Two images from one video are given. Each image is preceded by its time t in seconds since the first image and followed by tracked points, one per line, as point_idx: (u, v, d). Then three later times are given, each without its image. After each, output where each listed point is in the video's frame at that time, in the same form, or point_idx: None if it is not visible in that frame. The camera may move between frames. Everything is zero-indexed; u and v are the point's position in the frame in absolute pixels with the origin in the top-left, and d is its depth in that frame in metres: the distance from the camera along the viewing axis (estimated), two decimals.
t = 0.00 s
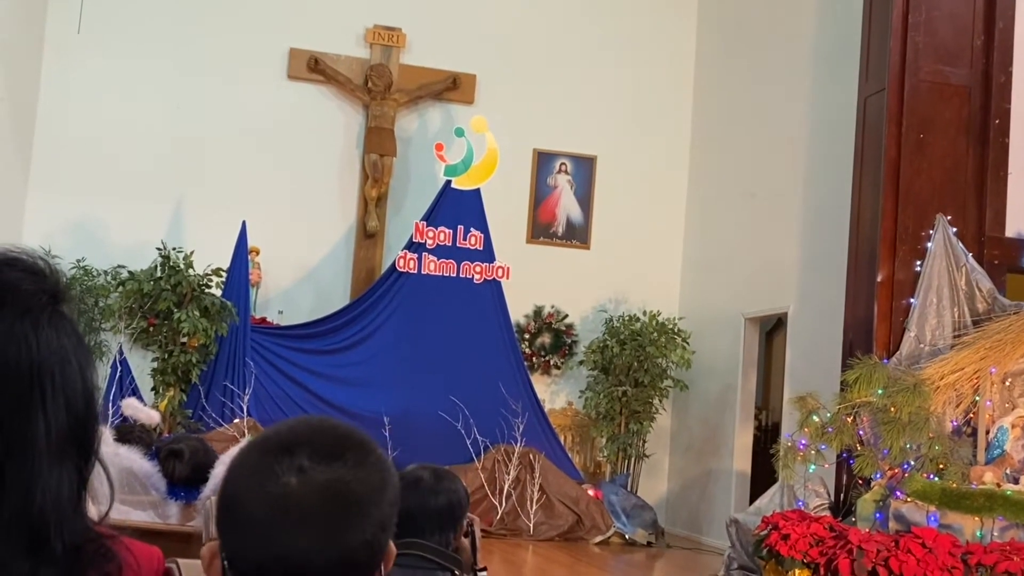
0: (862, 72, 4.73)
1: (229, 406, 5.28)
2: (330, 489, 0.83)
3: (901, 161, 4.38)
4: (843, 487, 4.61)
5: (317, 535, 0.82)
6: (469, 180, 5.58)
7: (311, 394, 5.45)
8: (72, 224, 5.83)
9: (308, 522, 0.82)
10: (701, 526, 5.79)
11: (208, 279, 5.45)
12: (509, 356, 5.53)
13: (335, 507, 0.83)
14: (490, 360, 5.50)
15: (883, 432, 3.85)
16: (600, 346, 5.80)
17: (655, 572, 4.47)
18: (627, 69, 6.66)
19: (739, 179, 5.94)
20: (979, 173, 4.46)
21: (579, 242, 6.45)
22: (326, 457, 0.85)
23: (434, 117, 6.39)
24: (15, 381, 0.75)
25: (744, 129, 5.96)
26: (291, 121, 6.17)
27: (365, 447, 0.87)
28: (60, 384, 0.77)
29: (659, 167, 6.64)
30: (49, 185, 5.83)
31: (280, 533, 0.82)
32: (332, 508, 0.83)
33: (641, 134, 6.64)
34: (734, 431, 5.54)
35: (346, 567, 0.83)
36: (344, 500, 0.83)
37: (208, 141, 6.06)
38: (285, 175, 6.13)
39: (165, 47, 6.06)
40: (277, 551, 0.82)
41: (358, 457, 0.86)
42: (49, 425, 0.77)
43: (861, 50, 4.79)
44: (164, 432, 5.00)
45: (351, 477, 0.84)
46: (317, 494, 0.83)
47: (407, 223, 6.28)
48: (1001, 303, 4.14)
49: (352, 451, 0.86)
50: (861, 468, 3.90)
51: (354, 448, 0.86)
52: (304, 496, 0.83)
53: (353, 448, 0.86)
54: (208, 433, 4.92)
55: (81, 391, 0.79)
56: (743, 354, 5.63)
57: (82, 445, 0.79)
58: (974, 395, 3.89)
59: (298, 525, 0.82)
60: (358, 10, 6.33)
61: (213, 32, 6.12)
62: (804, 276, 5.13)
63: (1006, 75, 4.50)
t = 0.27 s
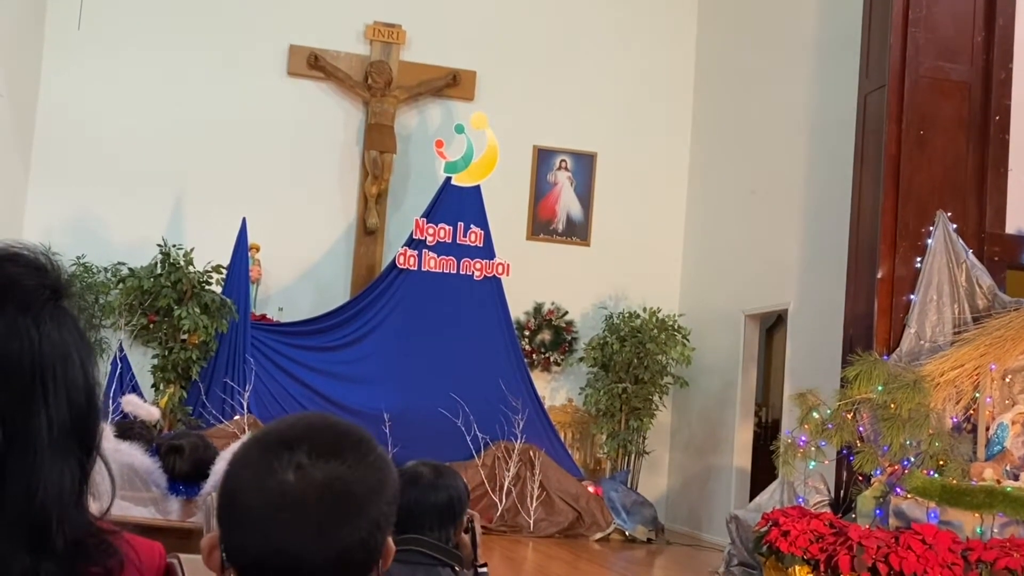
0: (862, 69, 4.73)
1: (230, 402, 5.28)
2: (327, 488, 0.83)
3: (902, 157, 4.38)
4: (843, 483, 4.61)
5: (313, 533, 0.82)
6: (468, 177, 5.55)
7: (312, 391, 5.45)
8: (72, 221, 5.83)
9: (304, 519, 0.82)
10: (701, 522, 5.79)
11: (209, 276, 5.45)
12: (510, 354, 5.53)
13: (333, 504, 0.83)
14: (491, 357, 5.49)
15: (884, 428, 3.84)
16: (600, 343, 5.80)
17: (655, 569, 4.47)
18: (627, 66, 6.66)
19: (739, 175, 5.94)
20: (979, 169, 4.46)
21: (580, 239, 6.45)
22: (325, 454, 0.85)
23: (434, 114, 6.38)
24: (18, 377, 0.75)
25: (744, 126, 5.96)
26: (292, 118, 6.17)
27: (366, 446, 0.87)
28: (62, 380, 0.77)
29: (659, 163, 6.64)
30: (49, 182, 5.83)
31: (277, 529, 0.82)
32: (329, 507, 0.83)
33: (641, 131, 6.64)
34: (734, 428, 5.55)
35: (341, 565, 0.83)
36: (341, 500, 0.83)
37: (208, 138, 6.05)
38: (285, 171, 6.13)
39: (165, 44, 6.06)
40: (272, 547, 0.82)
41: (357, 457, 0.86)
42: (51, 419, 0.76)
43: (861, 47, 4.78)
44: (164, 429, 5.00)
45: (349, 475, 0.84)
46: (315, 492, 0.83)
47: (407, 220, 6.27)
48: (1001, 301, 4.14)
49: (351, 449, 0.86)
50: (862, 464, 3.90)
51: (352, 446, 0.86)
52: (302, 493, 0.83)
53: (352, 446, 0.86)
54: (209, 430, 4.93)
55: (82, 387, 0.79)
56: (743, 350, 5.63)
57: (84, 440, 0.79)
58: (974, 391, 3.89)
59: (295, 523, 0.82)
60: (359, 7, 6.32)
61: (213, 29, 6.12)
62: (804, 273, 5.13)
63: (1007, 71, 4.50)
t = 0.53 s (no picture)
0: (862, 66, 4.73)
1: (229, 400, 5.28)
2: (322, 482, 0.83)
3: (901, 155, 4.38)
4: (843, 481, 4.61)
5: (308, 529, 0.82)
6: (468, 175, 5.57)
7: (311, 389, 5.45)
8: (71, 219, 5.83)
9: (299, 513, 0.82)
10: (700, 520, 5.80)
11: (208, 274, 5.45)
12: (510, 352, 5.54)
13: (328, 500, 0.83)
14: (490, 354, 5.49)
15: (883, 426, 3.86)
16: (600, 341, 5.80)
17: (655, 566, 4.48)
18: (627, 63, 6.66)
19: (739, 173, 5.94)
20: (978, 166, 4.46)
21: (579, 237, 6.45)
22: (319, 449, 0.84)
23: (433, 111, 6.38)
24: (19, 376, 0.75)
25: (743, 124, 5.96)
26: (291, 116, 6.17)
27: (361, 440, 0.87)
28: (63, 380, 0.77)
29: (659, 161, 6.64)
30: (48, 180, 5.83)
31: (272, 524, 0.82)
32: (324, 500, 0.83)
33: (640, 128, 6.64)
34: (733, 425, 5.55)
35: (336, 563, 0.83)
36: (337, 495, 0.83)
37: (208, 135, 6.05)
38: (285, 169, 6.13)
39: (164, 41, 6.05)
40: (267, 543, 0.82)
41: (352, 450, 0.86)
42: (52, 420, 0.76)
43: (861, 44, 4.78)
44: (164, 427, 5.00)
45: (344, 470, 0.84)
46: (309, 486, 0.83)
47: (406, 217, 6.27)
48: (1000, 298, 4.12)
49: (345, 443, 0.86)
50: (861, 461, 3.91)
51: (347, 440, 0.86)
52: (296, 488, 0.83)
53: (347, 441, 0.86)
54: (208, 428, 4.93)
55: (83, 386, 0.79)
56: (742, 348, 5.63)
57: (85, 439, 0.79)
58: (973, 389, 3.88)
59: (290, 518, 0.82)
60: (358, 5, 6.32)
61: (212, 26, 6.11)
62: (804, 270, 5.13)
63: (1006, 69, 4.50)
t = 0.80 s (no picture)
0: (859, 64, 4.72)
1: (227, 399, 5.25)
2: (312, 479, 0.83)
3: (899, 152, 4.38)
4: (840, 479, 4.61)
5: (298, 527, 0.82)
6: (466, 173, 5.58)
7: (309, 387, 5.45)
8: (68, 218, 5.82)
9: (288, 511, 0.82)
10: (698, 518, 5.80)
11: (206, 272, 5.46)
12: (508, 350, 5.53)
13: (318, 497, 0.83)
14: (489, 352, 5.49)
15: (881, 425, 3.83)
16: (598, 339, 5.80)
17: (652, 565, 4.47)
18: (625, 61, 6.65)
19: (737, 171, 5.94)
20: (976, 164, 4.46)
21: (577, 235, 6.45)
22: (308, 447, 0.84)
23: (431, 109, 6.38)
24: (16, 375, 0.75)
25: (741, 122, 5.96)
26: (289, 114, 6.16)
27: (352, 438, 0.87)
28: (60, 379, 0.77)
29: (657, 159, 6.64)
30: (45, 178, 5.83)
31: (261, 521, 0.82)
32: (314, 498, 0.83)
33: (638, 126, 6.64)
34: (731, 423, 5.55)
35: (326, 561, 0.83)
36: (327, 493, 0.83)
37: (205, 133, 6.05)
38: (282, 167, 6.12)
39: (162, 39, 6.05)
40: (257, 541, 0.82)
41: (342, 447, 0.85)
42: (49, 418, 0.76)
43: (858, 42, 4.78)
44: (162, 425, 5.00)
45: (334, 468, 0.84)
46: (299, 484, 0.83)
47: (404, 215, 6.27)
48: (998, 297, 4.13)
49: (335, 440, 0.86)
50: (858, 459, 3.87)
51: (337, 438, 0.86)
52: (286, 486, 0.83)
53: (337, 438, 0.86)
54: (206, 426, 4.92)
55: (80, 384, 0.78)
56: (740, 345, 5.63)
57: (81, 437, 0.79)
58: (970, 387, 3.90)
59: (280, 516, 0.82)
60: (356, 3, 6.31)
61: (210, 24, 6.11)
62: (802, 268, 5.13)
63: (1003, 67, 4.50)
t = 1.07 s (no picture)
0: (856, 63, 4.73)
1: (225, 397, 5.30)
2: (301, 474, 0.83)
3: (895, 150, 4.38)
4: (837, 477, 4.62)
5: (287, 523, 0.82)
6: (463, 172, 5.58)
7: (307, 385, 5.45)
8: (65, 216, 5.82)
9: (277, 506, 0.82)
10: (695, 516, 5.80)
11: (203, 270, 5.40)
12: (506, 348, 5.53)
13: (308, 492, 0.83)
14: (486, 351, 5.50)
15: (878, 422, 3.85)
16: (595, 337, 5.80)
17: (649, 563, 4.47)
18: (622, 59, 6.65)
19: (734, 169, 5.94)
20: (973, 162, 4.46)
21: (574, 233, 6.45)
22: (298, 442, 0.85)
23: (428, 108, 6.38)
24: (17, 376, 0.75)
25: (738, 120, 5.96)
26: (286, 113, 6.16)
27: (344, 436, 0.87)
28: (60, 380, 0.77)
29: (654, 157, 6.64)
30: (42, 176, 5.82)
31: (250, 514, 0.82)
32: (304, 493, 0.83)
33: (636, 124, 6.64)
34: (729, 421, 5.55)
35: (315, 557, 0.83)
36: (317, 488, 0.83)
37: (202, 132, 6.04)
38: (279, 165, 6.12)
39: (159, 38, 6.04)
40: (246, 536, 0.82)
41: (332, 443, 0.86)
42: (50, 419, 0.76)
43: (855, 41, 4.78)
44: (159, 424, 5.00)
45: (325, 463, 0.84)
46: (289, 478, 0.83)
47: (401, 214, 6.27)
48: (995, 295, 4.15)
49: (326, 436, 0.86)
50: (855, 457, 3.88)
51: (328, 435, 0.86)
52: (276, 480, 0.83)
53: (328, 436, 0.86)
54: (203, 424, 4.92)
55: (79, 383, 0.78)
56: (737, 344, 5.63)
57: (80, 435, 0.79)
58: (967, 385, 3.91)
59: (269, 511, 0.82)
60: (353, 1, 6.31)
61: (207, 22, 6.11)
62: (799, 266, 5.13)
63: (1000, 65, 4.50)
